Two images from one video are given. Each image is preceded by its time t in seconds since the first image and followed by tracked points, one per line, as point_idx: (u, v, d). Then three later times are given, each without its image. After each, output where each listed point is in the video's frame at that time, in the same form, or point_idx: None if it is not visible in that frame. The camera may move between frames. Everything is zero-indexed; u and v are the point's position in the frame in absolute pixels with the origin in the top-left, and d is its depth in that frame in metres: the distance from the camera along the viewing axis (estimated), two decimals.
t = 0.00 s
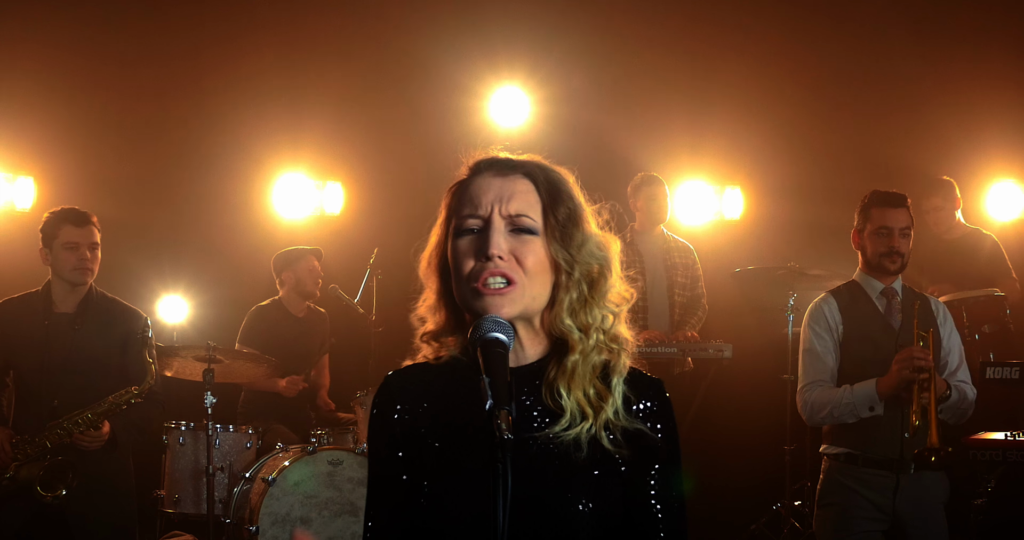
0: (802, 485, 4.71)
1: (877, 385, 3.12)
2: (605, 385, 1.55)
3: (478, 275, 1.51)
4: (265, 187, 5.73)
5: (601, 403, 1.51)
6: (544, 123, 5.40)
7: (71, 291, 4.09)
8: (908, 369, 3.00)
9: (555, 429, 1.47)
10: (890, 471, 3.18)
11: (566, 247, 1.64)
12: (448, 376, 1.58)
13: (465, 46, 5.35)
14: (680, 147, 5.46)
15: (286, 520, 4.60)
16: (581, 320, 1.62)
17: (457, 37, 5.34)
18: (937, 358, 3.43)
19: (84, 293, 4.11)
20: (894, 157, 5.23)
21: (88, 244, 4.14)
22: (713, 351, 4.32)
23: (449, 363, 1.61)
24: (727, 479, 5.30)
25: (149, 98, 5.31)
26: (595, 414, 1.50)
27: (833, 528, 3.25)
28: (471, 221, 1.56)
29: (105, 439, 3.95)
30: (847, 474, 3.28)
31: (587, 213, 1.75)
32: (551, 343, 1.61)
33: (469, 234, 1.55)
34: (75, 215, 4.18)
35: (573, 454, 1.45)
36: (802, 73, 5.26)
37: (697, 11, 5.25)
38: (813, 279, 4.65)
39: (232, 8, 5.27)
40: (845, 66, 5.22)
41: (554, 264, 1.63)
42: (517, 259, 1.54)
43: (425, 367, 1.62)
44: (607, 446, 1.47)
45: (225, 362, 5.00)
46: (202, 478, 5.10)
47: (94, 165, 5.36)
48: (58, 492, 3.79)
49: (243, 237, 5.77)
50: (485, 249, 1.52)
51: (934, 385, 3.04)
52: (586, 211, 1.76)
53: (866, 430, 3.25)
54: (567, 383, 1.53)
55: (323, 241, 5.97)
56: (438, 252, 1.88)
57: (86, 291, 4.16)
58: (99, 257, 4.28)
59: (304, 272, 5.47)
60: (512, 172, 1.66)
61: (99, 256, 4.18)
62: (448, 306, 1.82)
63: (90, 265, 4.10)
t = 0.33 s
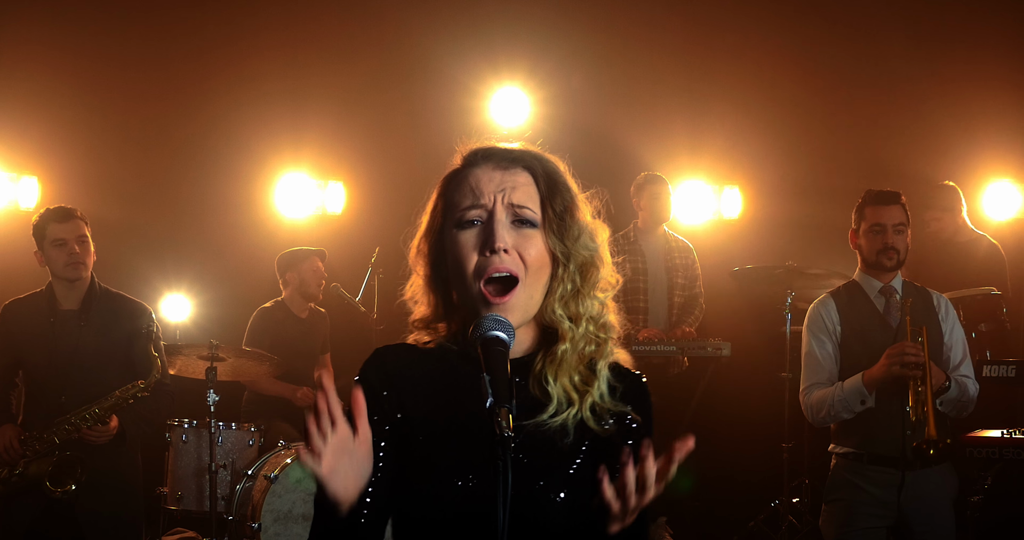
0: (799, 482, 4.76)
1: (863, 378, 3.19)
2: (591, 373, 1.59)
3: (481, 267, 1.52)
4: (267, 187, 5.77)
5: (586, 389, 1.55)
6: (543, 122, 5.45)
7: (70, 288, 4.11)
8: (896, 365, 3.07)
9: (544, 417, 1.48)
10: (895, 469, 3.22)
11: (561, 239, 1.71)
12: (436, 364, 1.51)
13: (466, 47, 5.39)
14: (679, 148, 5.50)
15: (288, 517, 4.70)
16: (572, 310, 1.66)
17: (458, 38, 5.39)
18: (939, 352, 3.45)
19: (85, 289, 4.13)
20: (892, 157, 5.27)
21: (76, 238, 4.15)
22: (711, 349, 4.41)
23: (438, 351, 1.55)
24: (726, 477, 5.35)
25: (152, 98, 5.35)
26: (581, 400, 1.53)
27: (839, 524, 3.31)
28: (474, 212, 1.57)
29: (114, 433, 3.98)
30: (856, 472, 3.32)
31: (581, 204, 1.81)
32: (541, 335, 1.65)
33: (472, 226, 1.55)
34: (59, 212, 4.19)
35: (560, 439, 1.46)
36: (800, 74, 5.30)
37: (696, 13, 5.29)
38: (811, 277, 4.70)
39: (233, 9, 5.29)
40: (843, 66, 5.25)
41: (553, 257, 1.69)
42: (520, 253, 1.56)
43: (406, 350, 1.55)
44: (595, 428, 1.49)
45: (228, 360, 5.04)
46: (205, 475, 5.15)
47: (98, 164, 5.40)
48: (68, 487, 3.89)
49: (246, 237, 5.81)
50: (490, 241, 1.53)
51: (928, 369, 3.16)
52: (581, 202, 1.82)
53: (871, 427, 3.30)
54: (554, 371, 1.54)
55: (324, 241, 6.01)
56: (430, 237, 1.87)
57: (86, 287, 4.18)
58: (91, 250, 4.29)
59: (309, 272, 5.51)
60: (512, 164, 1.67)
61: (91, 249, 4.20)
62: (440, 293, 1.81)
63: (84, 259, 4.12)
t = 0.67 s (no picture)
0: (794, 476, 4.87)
1: (854, 376, 3.30)
2: (565, 386, 1.72)
3: (468, 254, 1.57)
4: (272, 186, 5.88)
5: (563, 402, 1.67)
6: (543, 123, 5.56)
7: (88, 287, 4.24)
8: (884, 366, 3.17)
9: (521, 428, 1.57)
10: (886, 461, 3.31)
11: (548, 244, 1.88)
12: (415, 368, 1.60)
13: (467, 49, 5.48)
14: (676, 148, 5.60)
15: (292, 510, 4.84)
16: (551, 319, 1.85)
17: (459, 39, 5.48)
18: (931, 350, 3.54)
19: (102, 288, 4.26)
20: (886, 157, 5.36)
21: (101, 240, 4.31)
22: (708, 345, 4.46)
23: (415, 351, 1.65)
24: (723, 471, 5.48)
25: (159, 98, 5.45)
26: (556, 413, 1.64)
27: (833, 514, 3.39)
28: (465, 207, 1.65)
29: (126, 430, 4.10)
30: (850, 464, 3.40)
31: (565, 218, 1.97)
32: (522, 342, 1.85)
33: (462, 218, 1.63)
34: (83, 212, 4.36)
35: (536, 449, 1.56)
36: (797, 74, 5.39)
37: (694, 13, 5.36)
38: (805, 275, 4.80)
39: (238, 10, 5.38)
40: (838, 68, 5.34)
41: (538, 259, 1.87)
42: (508, 245, 1.62)
43: (391, 355, 1.62)
44: (569, 441, 1.58)
45: (233, 356, 5.15)
46: (212, 469, 5.25)
47: (104, 164, 5.50)
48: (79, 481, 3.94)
49: (252, 235, 5.91)
50: (479, 231, 1.60)
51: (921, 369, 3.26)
52: (566, 217, 1.98)
53: (864, 423, 3.38)
54: (531, 380, 1.71)
55: (329, 239, 6.09)
56: (411, 246, 1.94)
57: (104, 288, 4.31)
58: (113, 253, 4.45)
59: (309, 268, 5.60)
60: (503, 169, 1.80)
61: (112, 252, 4.33)
62: (416, 299, 1.83)
63: (106, 261, 4.26)
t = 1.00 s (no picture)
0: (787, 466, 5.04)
1: (846, 366, 3.44)
2: (568, 374, 1.83)
3: (480, 253, 1.65)
4: (278, 184, 6.03)
5: (561, 389, 1.78)
6: (543, 123, 5.69)
7: (95, 285, 4.39)
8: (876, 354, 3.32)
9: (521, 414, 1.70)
10: (873, 450, 3.45)
11: (560, 249, 1.97)
12: (429, 345, 1.74)
13: (468, 51, 5.64)
14: (673, 147, 5.73)
15: (300, 500, 5.00)
16: (562, 318, 1.94)
17: (462, 42, 5.62)
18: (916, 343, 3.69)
19: (108, 287, 4.41)
20: (877, 156, 5.50)
21: (112, 239, 4.46)
22: (704, 338, 4.63)
23: (422, 329, 1.77)
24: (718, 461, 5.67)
25: (170, 99, 5.61)
26: (556, 400, 1.76)
27: (821, 502, 3.52)
28: (485, 204, 1.73)
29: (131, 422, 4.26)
30: (836, 454, 3.54)
31: (582, 221, 2.07)
32: (529, 337, 1.94)
33: (480, 215, 1.70)
34: (99, 211, 4.52)
35: (538, 434, 1.69)
36: (790, 75, 5.52)
37: (689, 17, 5.51)
38: (798, 271, 4.95)
39: (247, 14, 5.54)
40: (829, 70, 5.48)
41: (549, 262, 1.96)
42: (519, 249, 1.70)
43: (398, 340, 1.74)
44: (571, 419, 1.75)
45: (241, 350, 5.29)
46: (220, 460, 5.41)
47: (116, 162, 5.64)
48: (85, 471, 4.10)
49: (259, 232, 6.06)
50: (494, 232, 1.69)
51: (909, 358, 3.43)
52: (582, 219, 2.08)
53: (852, 413, 3.52)
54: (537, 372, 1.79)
55: (335, 236, 6.22)
56: (426, 221, 2.03)
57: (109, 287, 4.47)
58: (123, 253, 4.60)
59: (321, 266, 5.73)
60: (528, 169, 1.88)
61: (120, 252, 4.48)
62: (425, 276, 1.93)
63: (113, 260, 4.41)
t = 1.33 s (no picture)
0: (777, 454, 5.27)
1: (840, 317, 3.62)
2: (570, 366, 1.91)
3: (485, 235, 1.79)
4: (289, 183, 6.24)
5: (563, 383, 1.85)
6: (543, 123, 5.88)
7: (110, 277, 4.54)
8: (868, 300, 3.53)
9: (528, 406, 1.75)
10: (849, 435, 3.63)
11: (564, 242, 2.11)
12: (430, 346, 1.78)
13: (471, 54, 5.83)
14: (668, 146, 5.92)
15: (309, 487, 5.19)
16: (562, 313, 2.03)
17: (465, 45, 5.83)
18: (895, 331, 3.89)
19: (123, 278, 4.57)
20: (866, 156, 5.69)
21: (119, 233, 4.56)
22: (698, 332, 4.81)
23: (428, 321, 1.84)
24: (713, 449, 5.91)
25: (183, 101, 5.80)
26: (557, 394, 1.82)
27: (801, 485, 3.70)
28: (492, 192, 1.86)
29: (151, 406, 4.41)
30: (814, 439, 3.73)
31: (586, 219, 2.21)
32: (530, 324, 2.03)
33: (487, 201, 1.84)
34: (104, 206, 4.58)
35: (542, 427, 1.75)
36: (782, 76, 5.71)
37: (685, 21, 5.70)
38: (789, 266, 5.15)
39: (258, 18, 5.76)
40: (821, 72, 5.66)
41: (552, 254, 2.10)
42: (523, 235, 1.83)
43: (407, 327, 1.81)
44: (573, 410, 1.81)
45: (252, 342, 5.50)
46: (233, 447, 5.63)
47: (132, 161, 5.84)
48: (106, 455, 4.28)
49: (269, 228, 6.29)
50: (500, 217, 1.82)
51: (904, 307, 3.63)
52: (586, 216, 2.22)
53: (832, 400, 3.71)
54: (537, 365, 1.87)
55: (343, 232, 6.45)
56: (437, 215, 2.20)
57: (124, 277, 4.62)
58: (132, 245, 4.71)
59: (328, 260, 5.94)
60: (536, 164, 2.02)
61: (130, 243, 4.61)
62: (435, 267, 2.11)
63: (123, 252, 4.54)
